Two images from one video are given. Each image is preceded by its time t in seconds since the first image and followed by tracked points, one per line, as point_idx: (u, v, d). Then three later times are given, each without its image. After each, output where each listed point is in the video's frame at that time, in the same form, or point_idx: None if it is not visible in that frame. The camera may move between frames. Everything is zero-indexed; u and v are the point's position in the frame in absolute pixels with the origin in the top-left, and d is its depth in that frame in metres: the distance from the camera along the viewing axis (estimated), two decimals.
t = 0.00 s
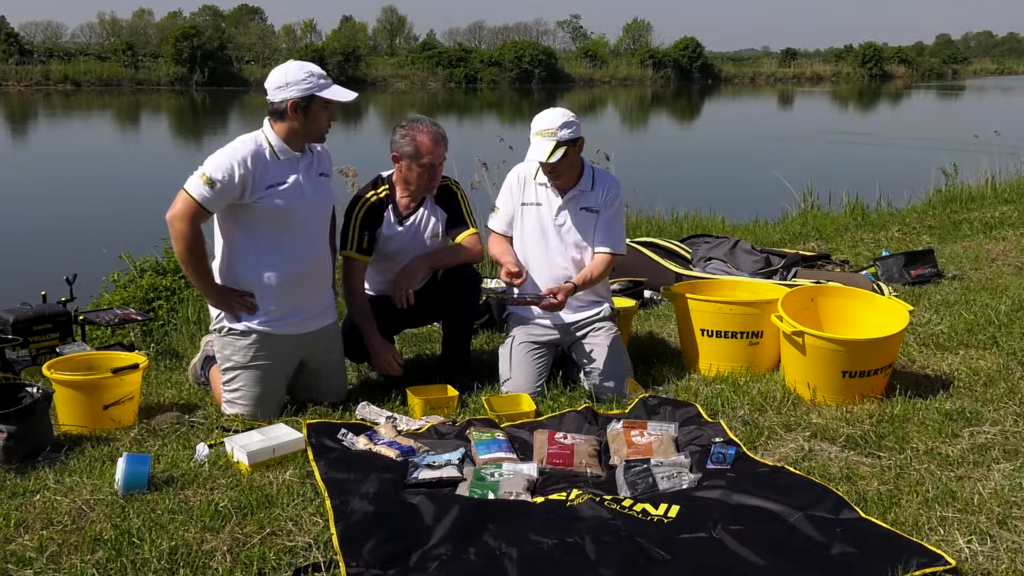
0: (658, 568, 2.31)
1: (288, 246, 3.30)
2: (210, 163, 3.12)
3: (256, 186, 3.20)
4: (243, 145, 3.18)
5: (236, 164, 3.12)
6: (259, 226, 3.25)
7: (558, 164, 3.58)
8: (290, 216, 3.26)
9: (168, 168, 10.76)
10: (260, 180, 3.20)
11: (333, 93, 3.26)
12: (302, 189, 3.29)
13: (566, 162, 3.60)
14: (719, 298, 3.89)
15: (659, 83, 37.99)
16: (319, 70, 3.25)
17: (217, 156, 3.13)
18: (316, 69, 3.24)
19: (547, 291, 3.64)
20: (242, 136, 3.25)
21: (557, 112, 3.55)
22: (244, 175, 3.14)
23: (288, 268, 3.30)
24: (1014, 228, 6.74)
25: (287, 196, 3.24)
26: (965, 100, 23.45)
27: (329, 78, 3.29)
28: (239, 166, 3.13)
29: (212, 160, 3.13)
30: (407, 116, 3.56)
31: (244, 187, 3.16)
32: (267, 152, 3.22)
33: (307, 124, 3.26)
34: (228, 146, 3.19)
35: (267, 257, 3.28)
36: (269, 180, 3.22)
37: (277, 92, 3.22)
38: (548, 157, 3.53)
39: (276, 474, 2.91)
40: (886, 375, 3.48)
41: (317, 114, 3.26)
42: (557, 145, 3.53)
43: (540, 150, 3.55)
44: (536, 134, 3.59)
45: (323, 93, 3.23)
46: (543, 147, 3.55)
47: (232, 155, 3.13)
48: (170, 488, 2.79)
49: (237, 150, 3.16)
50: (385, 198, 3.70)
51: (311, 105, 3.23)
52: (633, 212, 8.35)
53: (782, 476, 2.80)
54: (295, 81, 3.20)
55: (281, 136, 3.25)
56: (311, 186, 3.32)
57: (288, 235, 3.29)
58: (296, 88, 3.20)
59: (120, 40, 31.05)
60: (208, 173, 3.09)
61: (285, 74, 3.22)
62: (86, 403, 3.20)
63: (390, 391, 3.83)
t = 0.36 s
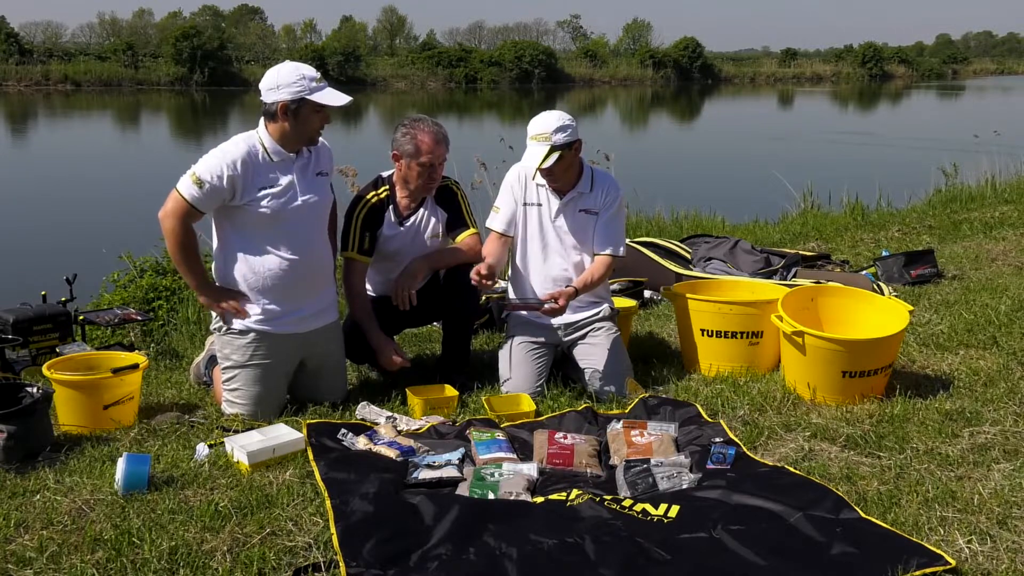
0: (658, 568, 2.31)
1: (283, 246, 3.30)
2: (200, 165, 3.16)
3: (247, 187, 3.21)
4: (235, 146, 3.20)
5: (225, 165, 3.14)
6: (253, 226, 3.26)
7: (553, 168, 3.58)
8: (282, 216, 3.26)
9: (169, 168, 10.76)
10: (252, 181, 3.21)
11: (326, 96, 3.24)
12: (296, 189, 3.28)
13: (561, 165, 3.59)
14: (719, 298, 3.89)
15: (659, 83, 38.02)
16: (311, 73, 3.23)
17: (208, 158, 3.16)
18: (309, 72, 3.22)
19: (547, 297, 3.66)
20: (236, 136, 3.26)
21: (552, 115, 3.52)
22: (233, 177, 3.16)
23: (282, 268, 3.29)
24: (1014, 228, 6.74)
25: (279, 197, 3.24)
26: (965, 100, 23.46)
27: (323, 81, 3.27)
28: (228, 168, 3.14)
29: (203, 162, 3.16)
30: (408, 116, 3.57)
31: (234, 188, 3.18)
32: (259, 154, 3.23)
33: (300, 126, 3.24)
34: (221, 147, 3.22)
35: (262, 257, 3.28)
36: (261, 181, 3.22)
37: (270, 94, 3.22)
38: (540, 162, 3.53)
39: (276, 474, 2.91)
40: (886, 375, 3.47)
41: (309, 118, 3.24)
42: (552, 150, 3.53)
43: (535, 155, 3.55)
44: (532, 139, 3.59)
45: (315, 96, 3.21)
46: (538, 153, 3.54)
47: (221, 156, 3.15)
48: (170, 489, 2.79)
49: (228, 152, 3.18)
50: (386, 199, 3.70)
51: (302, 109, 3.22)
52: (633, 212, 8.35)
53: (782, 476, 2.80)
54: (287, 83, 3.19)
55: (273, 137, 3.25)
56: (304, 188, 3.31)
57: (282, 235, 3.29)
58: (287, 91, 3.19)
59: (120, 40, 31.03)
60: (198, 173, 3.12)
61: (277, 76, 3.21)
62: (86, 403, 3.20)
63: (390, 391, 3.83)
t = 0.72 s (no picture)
0: (659, 568, 2.31)
1: (285, 248, 3.30)
2: (206, 171, 3.18)
3: (253, 192, 3.23)
4: (242, 149, 3.21)
5: (231, 171, 3.16)
6: (257, 228, 3.28)
7: (550, 181, 3.54)
8: (285, 220, 3.28)
9: (169, 168, 10.76)
10: (257, 186, 3.23)
11: (337, 106, 3.24)
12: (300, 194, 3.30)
13: (558, 177, 3.55)
14: (719, 298, 3.89)
15: (659, 83, 38.02)
16: (325, 81, 3.22)
17: (215, 164, 3.18)
18: (323, 79, 3.22)
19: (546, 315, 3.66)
20: (244, 138, 3.28)
21: (547, 125, 3.48)
22: (239, 182, 3.18)
23: (284, 270, 3.30)
24: (1014, 228, 6.74)
25: (284, 202, 3.26)
26: (965, 100, 23.46)
27: (336, 90, 3.27)
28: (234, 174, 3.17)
29: (210, 167, 3.18)
30: (409, 116, 3.57)
31: (240, 192, 3.20)
32: (266, 158, 3.24)
33: (308, 133, 3.25)
34: (228, 150, 3.24)
35: (263, 258, 3.29)
36: (267, 186, 3.24)
37: (280, 96, 3.22)
38: (538, 176, 3.49)
39: (276, 474, 2.91)
40: (886, 375, 3.47)
41: (318, 126, 3.25)
42: (549, 162, 3.49)
43: (531, 169, 3.51)
44: (526, 151, 3.55)
45: (326, 105, 3.21)
46: (534, 166, 3.51)
47: (227, 162, 3.17)
48: (170, 489, 2.79)
49: (234, 155, 3.20)
50: (385, 198, 3.70)
51: (312, 116, 3.22)
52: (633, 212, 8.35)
53: (782, 476, 2.80)
54: (299, 88, 3.19)
55: (281, 140, 3.26)
56: (309, 195, 3.33)
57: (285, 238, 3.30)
58: (298, 96, 3.19)
59: (120, 40, 31.02)
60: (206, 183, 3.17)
61: (292, 79, 3.21)
62: (86, 403, 3.20)
63: (390, 392, 3.83)
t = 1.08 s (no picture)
0: (659, 568, 2.30)
1: (289, 249, 3.32)
2: (214, 179, 3.18)
3: (259, 199, 3.23)
4: (250, 156, 3.21)
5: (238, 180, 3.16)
6: (261, 234, 3.29)
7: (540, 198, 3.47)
8: (288, 225, 3.29)
9: (168, 168, 10.76)
10: (264, 194, 3.23)
11: (349, 124, 3.23)
12: (305, 202, 3.32)
13: (549, 193, 3.48)
14: (720, 298, 3.89)
15: (659, 83, 38.01)
16: (340, 97, 3.20)
17: (222, 171, 3.18)
18: (337, 95, 3.19)
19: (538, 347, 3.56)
20: (251, 144, 3.27)
21: (538, 142, 3.39)
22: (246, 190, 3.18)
23: (287, 270, 3.31)
24: (1014, 228, 6.74)
25: (289, 210, 3.28)
26: (965, 100, 23.47)
27: (350, 107, 3.25)
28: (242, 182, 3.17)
29: (216, 175, 3.18)
30: (412, 117, 3.56)
31: (247, 199, 3.20)
32: (274, 165, 3.24)
33: (317, 145, 3.25)
34: (235, 156, 3.23)
35: (266, 258, 3.30)
36: (273, 194, 3.24)
37: (294, 105, 3.20)
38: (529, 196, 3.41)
39: (276, 474, 2.91)
40: (886, 375, 3.47)
41: (327, 140, 3.25)
42: (539, 181, 3.41)
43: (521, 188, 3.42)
44: (515, 167, 3.45)
45: (337, 122, 3.20)
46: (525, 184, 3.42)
47: (235, 171, 3.17)
48: (170, 488, 2.79)
49: (242, 163, 3.19)
50: (388, 198, 3.70)
51: (321, 129, 3.21)
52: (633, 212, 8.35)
53: (782, 476, 2.80)
54: (313, 100, 3.17)
55: (289, 147, 3.25)
56: (314, 201, 3.34)
57: (288, 240, 3.31)
58: (311, 108, 3.17)
59: (120, 40, 31.03)
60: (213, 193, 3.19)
61: (307, 90, 3.18)
62: (86, 403, 3.20)
63: (390, 392, 3.83)
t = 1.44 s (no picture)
0: (658, 568, 2.30)
1: (292, 250, 3.33)
2: (220, 189, 3.16)
3: (264, 208, 3.22)
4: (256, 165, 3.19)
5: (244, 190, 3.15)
6: (263, 240, 3.29)
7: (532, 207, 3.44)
8: (291, 232, 3.30)
9: (168, 168, 10.76)
10: (269, 203, 3.23)
11: (352, 139, 3.21)
12: (308, 211, 3.33)
13: (542, 201, 3.45)
14: (719, 298, 3.89)
15: (659, 83, 37.99)
16: (344, 111, 3.18)
17: (227, 179, 3.17)
18: (342, 109, 3.17)
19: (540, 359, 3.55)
20: (255, 151, 3.26)
21: (529, 151, 3.35)
22: (252, 200, 3.18)
23: (291, 271, 3.33)
24: (1014, 228, 6.74)
25: (292, 218, 3.28)
26: (965, 100, 23.47)
27: (355, 122, 3.23)
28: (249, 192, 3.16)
29: (221, 184, 3.17)
30: (416, 119, 3.56)
31: (253, 209, 3.20)
32: (280, 174, 3.23)
33: (320, 156, 3.24)
34: (240, 164, 3.21)
35: (269, 260, 3.30)
36: (278, 202, 3.24)
37: (298, 117, 3.18)
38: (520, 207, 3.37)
39: (276, 474, 2.91)
40: (886, 375, 3.47)
41: (330, 152, 3.23)
42: (530, 192, 3.37)
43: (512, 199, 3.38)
44: (507, 178, 3.42)
45: (341, 137, 3.18)
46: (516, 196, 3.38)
47: (241, 181, 3.15)
48: (170, 489, 2.79)
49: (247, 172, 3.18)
50: (389, 200, 3.69)
51: (325, 142, 3.20)
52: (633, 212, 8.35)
53: (782, 476, 2.80)
54: (317, 114, 3.15)
55: (294, 156, 3.25)
56: (317, 206, 3.35)
57: (291, 242, 3.32)
58: (316, 122, 3.15)
59: (120, 40, 31.02)
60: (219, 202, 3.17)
61: (312, 103, 3.16)
62: (86, 403, 3.20)
63: (390, 392, 3.83)
